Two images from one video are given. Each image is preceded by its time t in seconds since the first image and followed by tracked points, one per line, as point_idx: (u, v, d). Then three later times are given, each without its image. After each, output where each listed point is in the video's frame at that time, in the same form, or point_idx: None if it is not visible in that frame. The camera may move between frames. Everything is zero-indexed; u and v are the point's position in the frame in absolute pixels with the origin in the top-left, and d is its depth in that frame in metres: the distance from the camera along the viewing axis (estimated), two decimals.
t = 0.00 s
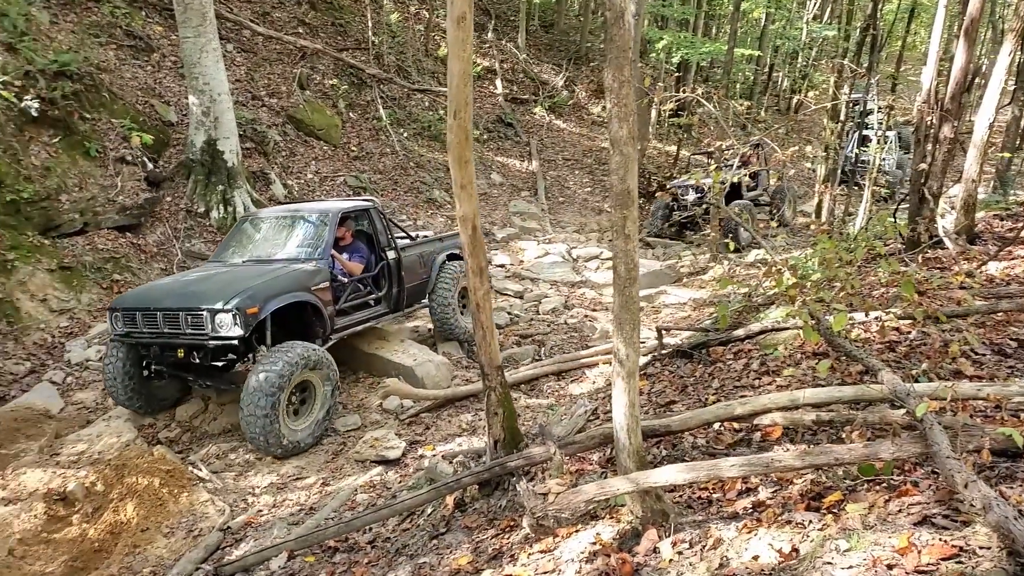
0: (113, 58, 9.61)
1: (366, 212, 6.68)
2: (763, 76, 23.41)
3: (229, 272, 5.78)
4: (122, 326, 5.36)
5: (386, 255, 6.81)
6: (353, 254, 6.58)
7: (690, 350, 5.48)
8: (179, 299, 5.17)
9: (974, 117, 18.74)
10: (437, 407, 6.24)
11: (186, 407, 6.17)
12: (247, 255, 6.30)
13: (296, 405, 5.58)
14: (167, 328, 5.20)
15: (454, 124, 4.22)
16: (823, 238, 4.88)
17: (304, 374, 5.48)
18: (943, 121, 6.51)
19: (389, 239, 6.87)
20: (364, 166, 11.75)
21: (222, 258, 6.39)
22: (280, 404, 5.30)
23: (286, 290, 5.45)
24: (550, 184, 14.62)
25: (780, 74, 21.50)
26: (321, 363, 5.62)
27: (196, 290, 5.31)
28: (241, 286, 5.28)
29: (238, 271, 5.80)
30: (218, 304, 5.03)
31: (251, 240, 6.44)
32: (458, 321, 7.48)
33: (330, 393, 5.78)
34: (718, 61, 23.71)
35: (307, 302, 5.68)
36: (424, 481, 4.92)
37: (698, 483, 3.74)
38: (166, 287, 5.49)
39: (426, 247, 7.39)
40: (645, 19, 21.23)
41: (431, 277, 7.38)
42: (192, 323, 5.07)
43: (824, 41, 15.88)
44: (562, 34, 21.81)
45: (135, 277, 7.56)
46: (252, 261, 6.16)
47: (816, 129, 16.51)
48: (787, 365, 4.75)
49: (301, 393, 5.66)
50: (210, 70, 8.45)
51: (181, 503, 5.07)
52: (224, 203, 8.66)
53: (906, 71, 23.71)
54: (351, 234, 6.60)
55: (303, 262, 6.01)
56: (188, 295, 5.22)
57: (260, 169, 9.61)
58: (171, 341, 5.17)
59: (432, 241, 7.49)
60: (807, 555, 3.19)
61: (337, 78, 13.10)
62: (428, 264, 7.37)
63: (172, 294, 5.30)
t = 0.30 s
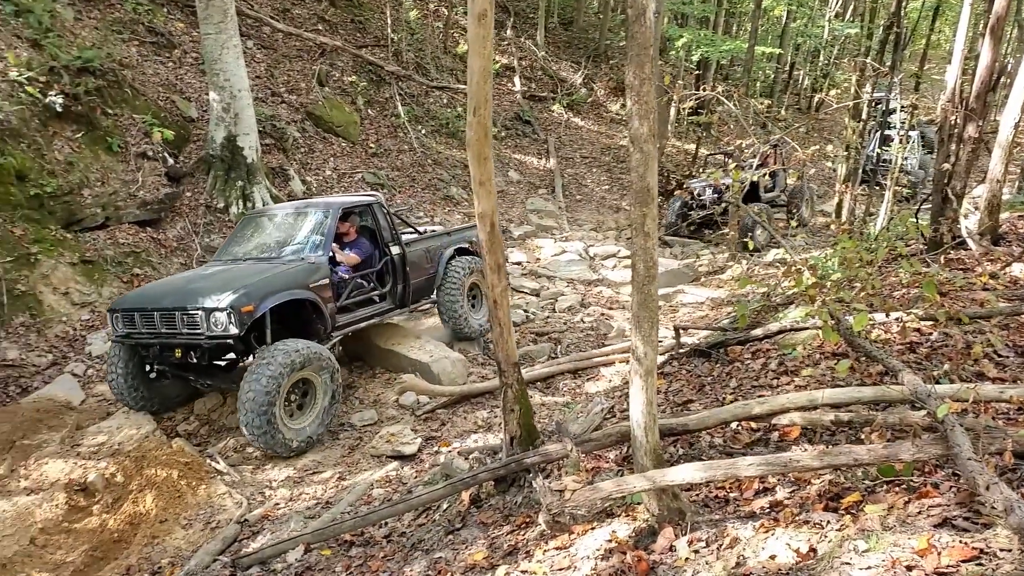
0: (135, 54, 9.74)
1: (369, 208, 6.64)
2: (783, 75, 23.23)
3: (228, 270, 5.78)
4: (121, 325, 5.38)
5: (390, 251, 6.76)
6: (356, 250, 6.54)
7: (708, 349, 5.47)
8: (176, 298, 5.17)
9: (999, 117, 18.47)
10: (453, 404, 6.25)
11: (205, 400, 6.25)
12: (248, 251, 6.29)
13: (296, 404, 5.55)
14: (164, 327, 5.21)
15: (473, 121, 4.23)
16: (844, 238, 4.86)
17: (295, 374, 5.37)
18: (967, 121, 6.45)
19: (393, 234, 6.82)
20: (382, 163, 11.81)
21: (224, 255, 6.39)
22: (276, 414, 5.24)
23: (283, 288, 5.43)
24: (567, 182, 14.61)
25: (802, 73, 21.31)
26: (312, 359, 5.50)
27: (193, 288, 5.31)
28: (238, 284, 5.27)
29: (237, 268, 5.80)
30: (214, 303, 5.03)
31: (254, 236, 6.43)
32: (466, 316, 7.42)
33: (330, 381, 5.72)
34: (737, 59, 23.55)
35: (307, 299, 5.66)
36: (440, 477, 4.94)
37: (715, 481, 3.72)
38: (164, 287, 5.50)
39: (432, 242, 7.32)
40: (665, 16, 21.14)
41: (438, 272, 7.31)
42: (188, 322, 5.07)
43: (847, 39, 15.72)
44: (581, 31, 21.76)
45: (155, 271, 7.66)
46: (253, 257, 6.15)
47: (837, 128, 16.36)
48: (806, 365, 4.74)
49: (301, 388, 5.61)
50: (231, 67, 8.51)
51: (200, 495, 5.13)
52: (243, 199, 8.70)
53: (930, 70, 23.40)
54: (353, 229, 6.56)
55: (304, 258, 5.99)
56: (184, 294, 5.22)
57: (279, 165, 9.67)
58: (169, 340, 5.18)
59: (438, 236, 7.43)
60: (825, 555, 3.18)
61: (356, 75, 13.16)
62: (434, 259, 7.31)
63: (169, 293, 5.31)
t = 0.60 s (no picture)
0: (154, 51, 9.82)
1: (376, 205, 6.57)
2: (802, 73, 23.05)
3: (232, 269, 5.77)
4: (124, 324, 5.39)
5: (397, 249, 6.71)
6: (362, 247, 6.47)
7: (724, 349, 5.47)
8: (178, 298, 5.17)
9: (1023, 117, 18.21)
10: (467, 401, 6.27)
11: (221, 395, 6.31)
12: (253, 248, 6.26)
13: (299, 405, 5.57)
14: (166, 327, 5.22)
15: (490, 119, 4.24)
16: (863, 238, 4.85)
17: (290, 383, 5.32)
18: (990, 121, 6.38)
19: (401, 232, 6.77)
20: (398, 161, 11.84)
21: (229, 251, 6.37)
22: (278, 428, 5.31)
23: (286, 289, 5.40)
24: (583, 180, 14.59)
25: (821, 71, 21.13)
26: (304, 364, 5.39)
27: (195, 288, 5.30)
28: (241, 285, 5.25)
29: (241, 267, 5.78)
30: (216, 304, 5.02)
31: (259, 233, 6.39)
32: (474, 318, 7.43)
33: (329, 374, 5.66)
34: (755, 57, 23.40)
35: (310, 300, 5.63)
36: (454, 474, 4.96)
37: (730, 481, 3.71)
38: (167, 285, 5.50)
39: (440, 241, 7.28)
40: (683, 15, 21.03)
41: (446, 271, 7.28)
42: (190, 323, 5.07)
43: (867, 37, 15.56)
44: (598, 29, 21.70)
45: (173, 266, 7.74)
46: (258, 255, 6.12)
47: (855, 128, 16.24)
48: (823, 366, 4.72)
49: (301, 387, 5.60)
50: (249, 64, 8.55)
51: (215, 489, 5.18)
52: (260, 195, 8.70)
53: (953, 69, 23.11)
54: (359, 226, 6.52)
55: (308, 257, 5.94)
56: (186, 294, 5.21)
57: (296, 161, 9.72)
58: (171, 340, 5.19)
59: (447, 235, 7.39)
60: (841, 557, 3.17)
61: (372, 72, 13.19)
62: (443, 257, 7.27)
63: (171, 292, 5.30)
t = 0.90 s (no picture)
0: (171, 49, 9.89)
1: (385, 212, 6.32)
2: (817, 72, 22.90)
3: (233, 276, 5.59)
4: (122, 329, 5.27)
5: (405, 257, 6.49)
6: (367, 255, 6.23)
7: (738, 349, 5.46)
8: (176, 308, 5.03)
9: None
10: (480, 399, 6.29)
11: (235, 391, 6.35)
12: (256, 252, 6.06)
13: (293, 408, 5.47)
14: (163, 336, 5.09)
15: (506, 118, 4.23)
16: (880, 239, 4.83)
17: (271, 402, 5.19)
18: (1010, 121, 6.33)
19: (409, 240, 6.54)
20: (412, 158, 11.88)
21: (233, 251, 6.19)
22: (276, 442, 5.33)
23: (287, 305, 5.21)
24: (597, 178, 14.58)
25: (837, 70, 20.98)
26: (278, 382, 5.19)
27: (194, 299, 5.13)
28: (240, 300, 5.07)
29: (242, 274, 5.60)
30: (213, 320, 4.85)
31: (263, 234, 6.18)
32: (481, 328, 7.28)
33: (312, 374, 5.44)
34: (770, 56, 23.29)
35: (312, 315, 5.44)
36: (467, 471, 4.97)
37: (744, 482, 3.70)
38: (167, 290, 5.35)
39: (450, 247, 7.05)
40: (698, 13, 20.95)
41: (455, 278, 7.06)
42: (187, 336, 4.93)
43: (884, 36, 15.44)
44: (613, 27, 21.65)
45: (189, 262, 7.80)
46: (260, 260, 5.93)
47: (870, 127, 16.14)
48: (838, 367, 4.70)
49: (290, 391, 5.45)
50: (264, 62, 8.58)
51: (229, 484, 5.20)
52: (275, 192, 8.79)
53: (972, 68, 22.88)
54: (366, 232, 6.25)
55: (311, 267, 5.73)
56: (184, 305, 5.05)
57: (310, 159, 9.77)
58: (167, 350, 5.07)
59: (458, 241, 7.16)
60: (857, 558, 3.15)
61: (387, 70, 13.23)
62: (453, 264, 7.06)
63: (170, 301, 5.15)
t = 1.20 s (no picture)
0: (186, 46, 9.95)
1: (392, 212, 6.23)
2: (833, 71, 22.73)
3: (237, 276, 5.51)
4: (123, 328, 5.20)
5: (410, 258, 6.40)
6: (373, 256, 6.13)
7: (752, 350, 5.45)
8: (178, 311, 4.96)
9: None
10: (491, 397, 6.29)
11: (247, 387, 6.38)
12: (259, 251, 5.97)
13: (294, 410, 5.41)
14: (164, 338, 5.02)
15: (521, 116, 4.23)
16: (897, 239, 4.80)
17: (267, 412, 5.13)
18: None
19: (415, 241, 6.45)
20: (425, 156, 11.90)
21: (236, 249, 6.11)
22: (283, 446, 5.34)
23: (290, 309, 5.14)
24: (610, 177, 14.56)
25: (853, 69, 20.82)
26: (269, 395, 5.09)
27: (197, 300, 5.06)
28: (243, 303, 4.99)
29: (246, 274, 5.52)
30: (215, 324, 4.78)
31: (267, 232, 6.09)
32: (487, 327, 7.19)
33: (303, 376, 5.31)
34: (786, 55, 23.13)
35: (315, 319, 5.37)
36: (478, 469, 4.97)
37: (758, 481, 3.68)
38: (170, 290, 5.28)
39: (457, 247, 6.97)
40: (713, 11, 20.85)
41: (461, 278, 6.99)
42: (189, 340, 4.86)
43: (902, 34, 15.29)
44: (627, 25, 21.60)
45: (203, 258, 7.85)
46: (264, 260, 5.84)
47: (887, 127, 16.01)
48: (853, 368, 4.68)
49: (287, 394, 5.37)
50: (278, 59, 8.61)
51: (241, 479, 5.23)
52: (288, 189, 8.84)
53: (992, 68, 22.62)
54: (370, 234, 6.14)
55: (315, 270, 5.64)
56: (187, 307, 4.98)
57: (324, 157, 9.80)
58: (169, 352, 5.00)
59: (465, 241, 7.08)
60: (871, 560, 3.13)
61: (400, 68, 13.25)
62: (459, 264, 6.98)
63: (172, 302, 5.08)
